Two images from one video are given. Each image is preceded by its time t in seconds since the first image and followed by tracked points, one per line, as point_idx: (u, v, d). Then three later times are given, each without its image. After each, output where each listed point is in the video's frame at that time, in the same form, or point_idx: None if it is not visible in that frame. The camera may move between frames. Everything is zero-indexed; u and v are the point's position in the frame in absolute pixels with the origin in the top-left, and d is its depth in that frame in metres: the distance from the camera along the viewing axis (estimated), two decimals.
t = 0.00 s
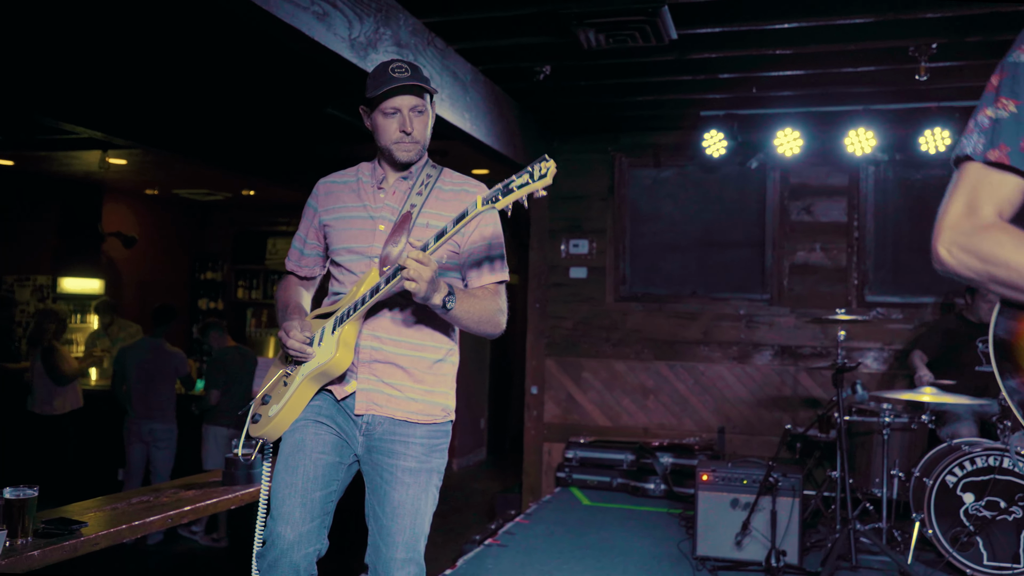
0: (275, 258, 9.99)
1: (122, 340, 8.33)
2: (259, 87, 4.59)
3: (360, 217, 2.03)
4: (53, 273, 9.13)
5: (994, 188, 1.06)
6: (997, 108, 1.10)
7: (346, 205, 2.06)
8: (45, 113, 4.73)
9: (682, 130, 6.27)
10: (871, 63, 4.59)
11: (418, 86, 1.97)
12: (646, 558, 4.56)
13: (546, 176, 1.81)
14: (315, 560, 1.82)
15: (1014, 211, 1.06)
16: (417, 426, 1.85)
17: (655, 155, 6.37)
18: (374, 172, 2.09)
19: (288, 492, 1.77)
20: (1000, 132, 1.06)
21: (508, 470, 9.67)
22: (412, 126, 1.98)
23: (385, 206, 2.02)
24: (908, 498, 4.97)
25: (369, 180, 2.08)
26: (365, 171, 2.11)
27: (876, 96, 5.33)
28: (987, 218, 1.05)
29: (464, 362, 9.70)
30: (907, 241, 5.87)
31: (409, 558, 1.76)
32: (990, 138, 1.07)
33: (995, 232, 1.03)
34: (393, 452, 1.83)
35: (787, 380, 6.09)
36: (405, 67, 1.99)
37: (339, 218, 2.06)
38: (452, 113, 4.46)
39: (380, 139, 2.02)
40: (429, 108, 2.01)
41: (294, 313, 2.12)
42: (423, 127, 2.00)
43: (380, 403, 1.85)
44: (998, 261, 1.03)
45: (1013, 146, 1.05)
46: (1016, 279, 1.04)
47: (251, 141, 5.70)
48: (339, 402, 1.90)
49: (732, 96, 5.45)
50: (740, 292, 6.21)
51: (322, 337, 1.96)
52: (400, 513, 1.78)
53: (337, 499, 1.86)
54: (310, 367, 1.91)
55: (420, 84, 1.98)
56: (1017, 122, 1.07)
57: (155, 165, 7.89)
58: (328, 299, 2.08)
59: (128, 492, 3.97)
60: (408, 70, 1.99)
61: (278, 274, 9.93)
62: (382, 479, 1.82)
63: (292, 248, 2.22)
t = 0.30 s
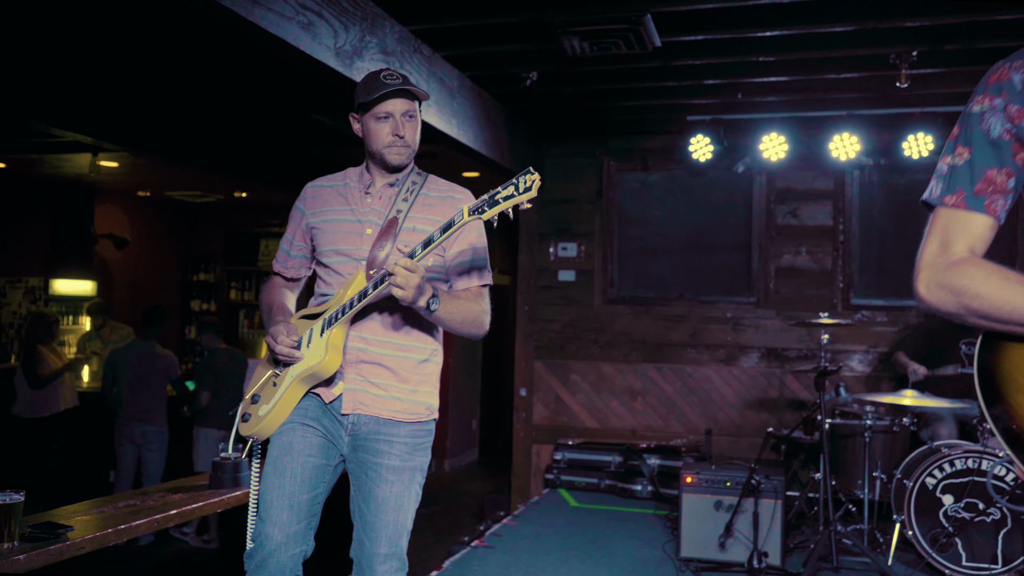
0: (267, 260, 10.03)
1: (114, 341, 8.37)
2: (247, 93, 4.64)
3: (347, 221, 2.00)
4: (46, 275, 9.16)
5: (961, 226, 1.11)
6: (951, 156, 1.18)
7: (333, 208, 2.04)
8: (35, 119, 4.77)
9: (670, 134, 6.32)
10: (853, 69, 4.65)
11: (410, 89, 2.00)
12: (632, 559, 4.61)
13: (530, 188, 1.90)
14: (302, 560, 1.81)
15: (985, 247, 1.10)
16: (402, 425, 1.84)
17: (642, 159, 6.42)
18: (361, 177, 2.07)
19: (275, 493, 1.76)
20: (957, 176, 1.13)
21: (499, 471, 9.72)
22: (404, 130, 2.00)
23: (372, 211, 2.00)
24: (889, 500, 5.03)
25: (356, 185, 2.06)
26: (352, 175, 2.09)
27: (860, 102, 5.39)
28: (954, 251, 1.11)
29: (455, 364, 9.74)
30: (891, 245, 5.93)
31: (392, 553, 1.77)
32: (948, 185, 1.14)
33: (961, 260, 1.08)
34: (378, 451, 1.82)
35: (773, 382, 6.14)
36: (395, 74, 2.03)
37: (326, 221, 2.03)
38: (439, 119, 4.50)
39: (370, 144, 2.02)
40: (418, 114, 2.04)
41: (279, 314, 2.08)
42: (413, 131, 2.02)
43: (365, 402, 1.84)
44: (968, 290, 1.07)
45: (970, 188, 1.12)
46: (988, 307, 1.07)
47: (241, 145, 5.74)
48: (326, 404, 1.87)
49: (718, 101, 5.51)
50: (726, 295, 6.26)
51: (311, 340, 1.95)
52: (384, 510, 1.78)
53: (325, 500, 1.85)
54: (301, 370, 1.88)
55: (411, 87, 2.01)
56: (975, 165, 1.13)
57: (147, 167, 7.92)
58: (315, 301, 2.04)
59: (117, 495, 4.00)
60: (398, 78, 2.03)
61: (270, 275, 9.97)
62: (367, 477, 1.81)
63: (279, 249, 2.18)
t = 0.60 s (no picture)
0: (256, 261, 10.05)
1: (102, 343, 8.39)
2: (232, 98, 4.67)
3: (322, 227, 2.03)
4: (33, 277, 9.16)
5: (925, 251, 1.15)
6: (912, 182, 1.20)
7: (308, 213, 2.06)
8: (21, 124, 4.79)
9: (655, 137, 6.37)
10: (832, 75, 4.70)
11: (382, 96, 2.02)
12: (614, 559, 4.66)
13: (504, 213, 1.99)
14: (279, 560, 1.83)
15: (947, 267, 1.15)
16: (378, 426, 1.87)
17: (627, 162, 6.47)
18: (335, 181, 2.10)
19: (253, 496, 1.78)
20: (918, 203, 1.17)
21: (488, 472, 9.77)
22: (377, 137, 2.02)
23: (347, 217, 2.03)
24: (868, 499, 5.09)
25: (332, 191, 2.08)
26: (327, 180, 2.11)
27: (841, 106, 5.45)
28: (918, 275, 1.14)
29: (444, 365, 9.79)
30: (872, 248, 5.99)
31: (367, 550, 1.79)
32: (910, 210, 1.18)
33: (920, 283, 1.11)
34: (354, 452, 1.85)
35: (756, 383, 6.19)
36: (368, 81, 2.05)
37: (301, 226, 2.05)
38: (422, 124, 4.54)
39: (345, 151, 2.04)
40: (391, 121, 2.06)
41: (256, 317, 2.10)
42: (386, 138, 2.05)
43: (343, 407, 1.86)
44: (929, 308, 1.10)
45: (929, 214, 1.16)
46: (947, 325, 1.10)
47: (227, 148, 5.77)
48: (302, 410, 1.89)
49: (700, 106, 5.56)
50: (710, 297, 6.32)
51: (286, 348, 1.96)
52: (360, 510, 1.81)
53: (302, 500, 1.87)
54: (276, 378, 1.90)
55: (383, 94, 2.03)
56: (934, 191, 1.17)
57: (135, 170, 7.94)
58: (291, 304, 2.07)
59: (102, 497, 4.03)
60: (371, 84, 2.05)
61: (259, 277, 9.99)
62: (344, 477, 1.84)
63: (254, 249, 2.20)
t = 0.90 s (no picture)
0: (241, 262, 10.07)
1: (86, 344, 8.39)
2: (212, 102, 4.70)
3: (282, 242, 2.07)
4: (16, 278, 9.18)
5: (872, 269, 1.17)
6: (861, 203, 1.22)
7: (267, 228, 2.10)
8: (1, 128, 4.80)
9: (635, 140, 6.43)
10: (807, 81, 4.77)
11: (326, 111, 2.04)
12: (591, 559, 4.72)
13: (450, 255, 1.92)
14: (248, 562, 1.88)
15: (893, 286, 1.16)
16: (345, 434, 1.91)
17: (608, 165, 6.53)
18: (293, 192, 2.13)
19: (221, 500, 1.83)
20: (864, 223, 1.19)
21: (472, 471, 9.82)
22: (325, 150, 2.05)
23: (305, 232, 2.06)
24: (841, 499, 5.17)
25: (288, 203, 2.12)
26: (284, 191, 2.15)
27: (817, 111, 5.53)
28: (867, 291, 1.15)
29: (428, 365, 9.83)
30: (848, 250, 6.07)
31: (334, 557, 1.85)
32: (857, 230, 1.20)
33: (867, 300, 1.12)
34: (320, 459, 1.90)
35: (735, 384, 6.26)
36: (314, 91, 2.06)
37: (261, 241, 2.10)
38: (401, 129, 4.57)
39: (296, 163, 2.09)
40: (339, 130, 2.08)
41: (222, 328, 2.18)
42: (336, 149, 2.08)
43: (310, 417, 1.91)
44: (870, 323, 1.10)
45: (876, 234, 1.18)
46: (889, 341, 1.09)
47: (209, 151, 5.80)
48: (270, 419, 1.92)
49: (679, 111, 5.63)
50: (689, 299, 6.38)
51: (247, 365, 2.01)
52: (327, 516, 1.86)
53: (270, 504, 1.91)
54: (235, 394, 1.94)
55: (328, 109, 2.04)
56: (881, 211, 1.19)
57: (118, 171, 7.94)
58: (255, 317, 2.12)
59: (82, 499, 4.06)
60: (317, 94, 2.06)
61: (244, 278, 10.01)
62: (311, 484, 1.89)
63: (217, 259, 2.23)
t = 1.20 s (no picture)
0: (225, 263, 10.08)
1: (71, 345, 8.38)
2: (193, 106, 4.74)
3: (237, 249, 2.15)
4: None
5: (827, 266, 1.23)
6: (815, 204, 1.28)
7: (223, 234, 2.18)
8: None
9: (617, 143, 6.49)
10: (784, 85, 4.83)
11: (259, 131, 2.06)
12: (570, 558, 4.77)
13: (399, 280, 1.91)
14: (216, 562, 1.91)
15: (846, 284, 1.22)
16: (312, 435, 1.97)
17: (590, 167, 6.59)
18: (247, 199, 2.20)
19: (190, 500, 1.88)
20: (819, 224, 1.24)
21: (457, 471, 9.86)
22: (266, 167, 2.10)
23: (259, 239, 2.13)
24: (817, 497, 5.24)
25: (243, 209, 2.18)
26: (239, 196, 2.21)
27: (794, 115, 5.60)
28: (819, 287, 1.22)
29: (414, 365, 9.87)
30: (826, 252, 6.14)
31: (305, 553, 1.91)
32: (812, 230, 1.25)
33: (820, 294, 1.17)
34: (288, 460, 1.96)
35: (714, 384, 6.32)
36: (251, 109, 2.10)
37: (218, 248, 2.17)
38: (381, 131, 4.60)
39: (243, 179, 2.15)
40: (280, 144, 2.10)
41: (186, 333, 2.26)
42: (279, 162, 2.11)
43: (277, 419, 1.97)
44: (829, 321, 1.14)
45: (831, 234, 1.24)
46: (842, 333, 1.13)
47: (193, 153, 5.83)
48: (236, 420, 2.00)
49: (658, 114, 5.68)
50: (669, 300, 6.44)
51: (207, 373, 2.07)
52: (296, 515, 1.92)
53: (238, 504, 1.97)
54: (196, 402, 2.01)
55: (261, 128, 2.06)
56: (834, 212, 1.25)
57: (102, 172, 7.95)
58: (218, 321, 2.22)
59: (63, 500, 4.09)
60: (254, 112, 2.10)
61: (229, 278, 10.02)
62: (279, 484, 1.96)
63: (180, 263, 2.32)
